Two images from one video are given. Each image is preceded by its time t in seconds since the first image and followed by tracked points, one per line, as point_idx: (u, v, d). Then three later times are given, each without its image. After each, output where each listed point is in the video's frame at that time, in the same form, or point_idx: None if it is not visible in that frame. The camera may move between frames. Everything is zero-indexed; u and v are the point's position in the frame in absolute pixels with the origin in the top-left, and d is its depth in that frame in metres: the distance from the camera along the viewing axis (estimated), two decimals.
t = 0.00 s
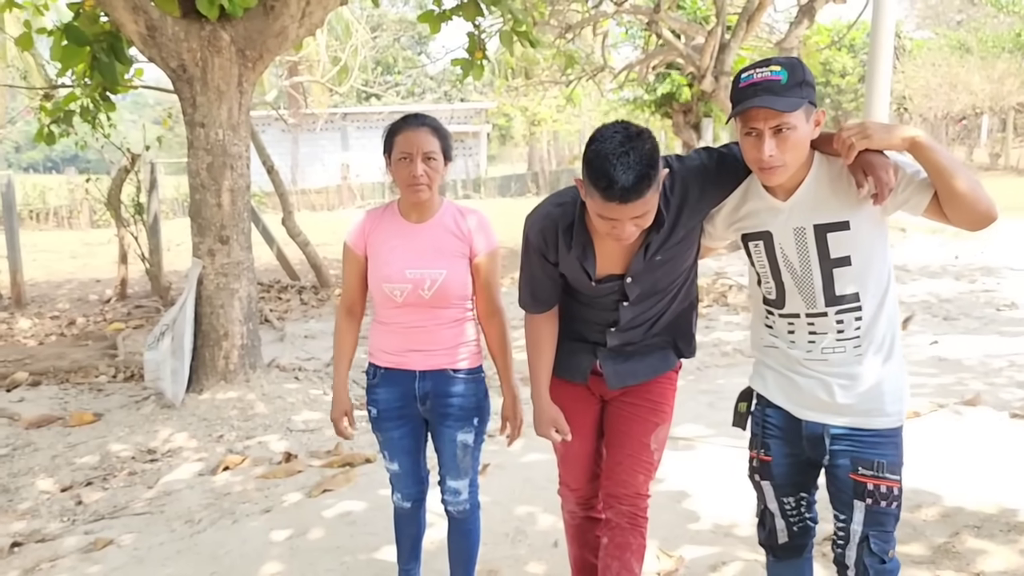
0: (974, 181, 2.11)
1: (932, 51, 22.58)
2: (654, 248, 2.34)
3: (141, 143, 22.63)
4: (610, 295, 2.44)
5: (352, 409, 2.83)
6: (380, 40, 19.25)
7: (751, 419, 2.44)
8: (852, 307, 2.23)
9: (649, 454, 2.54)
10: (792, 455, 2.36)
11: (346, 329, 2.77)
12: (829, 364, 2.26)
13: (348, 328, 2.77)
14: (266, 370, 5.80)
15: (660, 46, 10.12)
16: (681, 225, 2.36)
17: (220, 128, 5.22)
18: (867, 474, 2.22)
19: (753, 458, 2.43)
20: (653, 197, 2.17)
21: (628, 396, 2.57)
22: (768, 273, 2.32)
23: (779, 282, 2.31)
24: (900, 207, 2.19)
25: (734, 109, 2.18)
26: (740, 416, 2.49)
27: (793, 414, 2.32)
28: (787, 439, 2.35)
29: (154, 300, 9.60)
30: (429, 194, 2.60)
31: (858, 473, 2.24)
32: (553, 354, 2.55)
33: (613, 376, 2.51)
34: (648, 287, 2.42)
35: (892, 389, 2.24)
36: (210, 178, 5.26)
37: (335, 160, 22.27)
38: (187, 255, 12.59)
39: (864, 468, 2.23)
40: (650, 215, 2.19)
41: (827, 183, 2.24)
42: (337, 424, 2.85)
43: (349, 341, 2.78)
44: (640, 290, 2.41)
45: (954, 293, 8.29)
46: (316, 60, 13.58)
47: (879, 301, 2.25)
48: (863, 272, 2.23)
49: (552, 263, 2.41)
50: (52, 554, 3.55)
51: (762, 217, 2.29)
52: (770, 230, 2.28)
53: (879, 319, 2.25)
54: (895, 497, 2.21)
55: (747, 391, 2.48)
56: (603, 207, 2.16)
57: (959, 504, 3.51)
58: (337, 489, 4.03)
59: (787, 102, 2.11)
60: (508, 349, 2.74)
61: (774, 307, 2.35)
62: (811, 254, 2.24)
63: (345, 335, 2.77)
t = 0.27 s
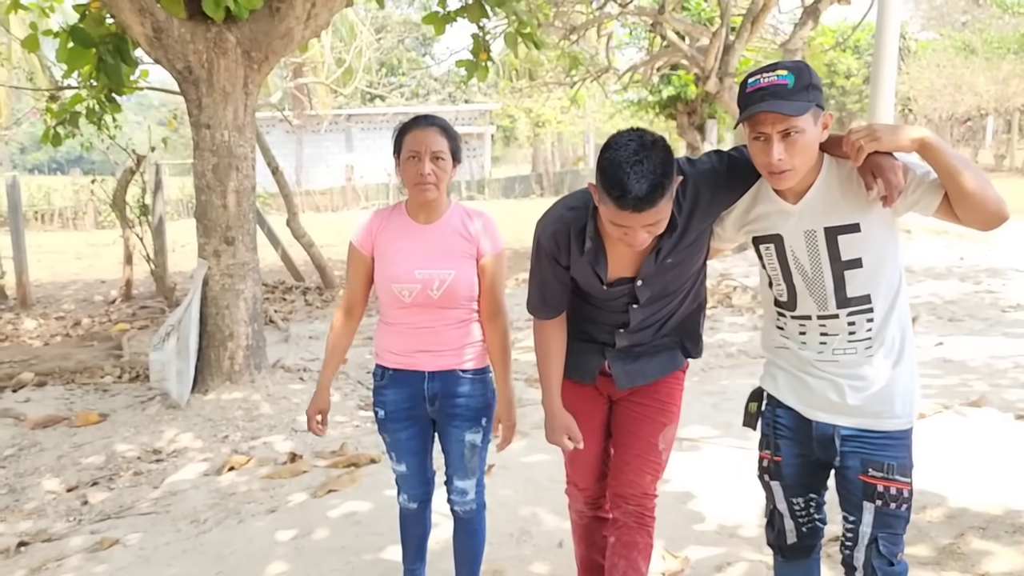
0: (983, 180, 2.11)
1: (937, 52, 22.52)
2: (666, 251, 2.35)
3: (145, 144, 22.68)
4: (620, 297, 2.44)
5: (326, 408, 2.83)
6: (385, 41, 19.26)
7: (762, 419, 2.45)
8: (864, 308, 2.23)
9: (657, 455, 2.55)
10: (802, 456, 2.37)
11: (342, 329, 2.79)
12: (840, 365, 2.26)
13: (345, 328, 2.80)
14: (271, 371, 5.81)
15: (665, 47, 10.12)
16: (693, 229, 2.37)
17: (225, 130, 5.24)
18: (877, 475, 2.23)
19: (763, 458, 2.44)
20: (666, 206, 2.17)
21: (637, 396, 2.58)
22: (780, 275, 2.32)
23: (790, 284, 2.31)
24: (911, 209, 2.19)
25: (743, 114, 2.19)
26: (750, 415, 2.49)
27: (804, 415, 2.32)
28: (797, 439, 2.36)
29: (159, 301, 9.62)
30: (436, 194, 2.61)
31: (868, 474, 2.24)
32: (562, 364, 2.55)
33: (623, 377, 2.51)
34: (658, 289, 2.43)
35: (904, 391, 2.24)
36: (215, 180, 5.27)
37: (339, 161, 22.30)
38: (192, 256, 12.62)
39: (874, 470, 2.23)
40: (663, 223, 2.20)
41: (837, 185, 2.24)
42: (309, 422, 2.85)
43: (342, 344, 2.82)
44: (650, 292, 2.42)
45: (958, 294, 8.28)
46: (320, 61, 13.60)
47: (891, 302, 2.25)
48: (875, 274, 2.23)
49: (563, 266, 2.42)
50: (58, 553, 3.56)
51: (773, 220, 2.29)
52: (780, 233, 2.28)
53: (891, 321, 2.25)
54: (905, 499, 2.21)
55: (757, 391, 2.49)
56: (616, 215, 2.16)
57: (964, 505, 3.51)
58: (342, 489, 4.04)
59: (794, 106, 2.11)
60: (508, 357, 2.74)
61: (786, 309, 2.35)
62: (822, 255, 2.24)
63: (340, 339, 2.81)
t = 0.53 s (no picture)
0: (992, 180, 2.10)
1: (940, 53, 22.48)
2: (670, 250, 2.33)
3: (147, 145, 22.71)
4: (623, 296, 2.43)
5: (352, 411, 2.83)
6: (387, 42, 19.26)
7: (766, 419, 2.44)
8: (870, 308, 2.22)
9: (659, 454, 2.54)
10: (808, 456, 2.36)
11: (357, 332, 2.78)
12: (846, 365, 2.25)
13: (356, 332, 2.78)
14: (273, 371, 5.81)
15: (667, 48, 10.10)
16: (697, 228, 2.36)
17: (227, 130, 5.23)
18: (883, 475, 2.22)
19: (768, 458, 2.43)
20: (673, 207, 2.16)
21: (639, 395, 2.57)
22: (786, 276, 2.31)
23: (796, 284, 2.30)
24: (918, 208, 2.18)
25: (750, 114, 2.18)
26: (753, 415, 2.49)
27: (809, 414, 2.31)
28: (803, 439, 2.34)
29: (161, 301, 9.62)
30: (436, 191, 2.60)
31: (874, 474, 2.23)
32: (562, 364, 2.54)
33: (627, 375, 2.51)
34: (661, 288, 2.42)
35: (909, 390, 2.23)
36: (217, 180, 5.27)
37: (341, 162, 22.31)
38: (193, 256, 12.63)
39: (880, 470, 2.22)
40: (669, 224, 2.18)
41: (844, 184, 2.23)
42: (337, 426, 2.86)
43: (358, 348, 2.79)
44: (654, 291, 2.41)
45: (961, 295, 8.26)
46: (322, 62, 13.60)
47: (897, 302, 2.24)
48: (882, 274, 2.22)
49: (567, 264, 2.41)
50: (59, 553, 3.56)
51: (779, 219, 2.28)
52: (786, 232, 2.27)
53: (897, 321, 2.24)
54: (911, 499, 2.20)
55: (761, 390, 2.48)
56: (624, 214, 2.15)
57: (967, 506, 3.49)
58: (343, 489, 4.03)
59: (802, 107, 2.10)
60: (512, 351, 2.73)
61: (791, 309, 2.34)
62: (829, 255, 2.23)
63: (353, 342, 2.79)
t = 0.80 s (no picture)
0: (994, 178, 2.08)
1: (942, 53, 22.46)
2: (669, 251, 2.33)
3: (148, 146, 22.71)
4: (620, 297, 2.42)
5: (360, 414, 2.83)
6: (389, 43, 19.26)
7: (766, 419, 2.43)
8: (872, 309, 2.21)
9: (659, 454, 2.54)
10: (809, 456, 2.35)
11: (358, 333, 2.77)
12: (848, 365, 2.24)
13: (359, 332, 2.78)
14: (273, 372, 5.81)
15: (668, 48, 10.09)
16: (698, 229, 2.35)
17: (227, 130, 5.23)
18: (885, 476, 2.21)
19: (768, 459, 2.42)
20: (673, 209, 2.15)
21: (638, 395, 2.56)
22: (787, 276, 2.30)
23: (797, 284, 2.29)
24: (919, 207, 2.17)
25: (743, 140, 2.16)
26: (755, 416, 2.48)
27: (811, 415, 2.30)
28: (804, 440, 2.34)
29: (161, 302, 9.61)
30: (437, 190, 2.59)
31: (876, 476, 2.22)
32: (554, 360, 2.54)
33: (626, 376, 2.50)
34: (660, 289, 2.41)
35: (911, 391, 2.22)
36: (217, 180, 5.26)
37: (342, 163, 22.30)
38: (194, 257, 12.64)
39: (882, 471, 2.21)
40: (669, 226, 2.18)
41: (844, 184, 2.22)
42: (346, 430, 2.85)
43: (359, 347, 2.79)
44: (652, 291, 2.40)
45: (962, 296, 8.25)
46: (323, 63, 13.59)
47: (899, 302, 2.23)
48: (883, 274, 2.21)
49: (566, 265, 2.40)
50: (59, 554, 3.55)
51: (780, 220, 2.27)
52: (787, 234, 2.26)
53: (898, 321, 2.23)
54: (913, 500, 2.19)
55: (761, 391, 2.47)
56: (624, 216, 2.14)
57: (969, 508, 3.48)
58: (343, 490, 4.03)
59: (791, 138, 2.07)
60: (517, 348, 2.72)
61: (793, 309, 2.33)
62: (830, 255, 2.22)
63: (356, 341, 2.78)
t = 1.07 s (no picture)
0: (986, 181, 2.08)
1: (941, 54, 22.46)
2: (661, 251, 2.33)
3: (149, 146, 22.72)
4: (615, 297, 2.43)
5: (341, 414, 2.83)
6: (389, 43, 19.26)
7: (764, 419, 2.43)
8: (867, 311, 2.21)
9: (656, 455, 2.54)
10: (805, 457, 2.35)
11: (354, 333, 2.77)
12: (843, 367, 2.25)
13: (354, 332, 2.77)
14: (272, 372, 5.81)
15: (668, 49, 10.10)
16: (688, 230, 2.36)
17: (226, 131, 5.23)
18: (879, 478, 2.21)
19: (765, 459, 2.42)
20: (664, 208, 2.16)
21: (633, 396, 2.56)
22: (781, 279, 2.30)
23: (791, 287, 2.29)
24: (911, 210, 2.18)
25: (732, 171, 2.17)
26: (751, 416, 2.48)
27: (807, 417, 2.30)
28: (800, 440, 2.34)
29: (161, 302, 9.61)
30: (441, 194, 2.59)
31: (870, 477, 2.22)
32: (552, 361, 2.54)
33: (621, 377, 2.50)
34: (652, 290, 2.42)
35: (906, 392, 2.22)
36: (216, 181, 5.27)
37: (342, 163, 22.31)
38: (194, 258, 12.64)
39: (876, 473, 2.21)
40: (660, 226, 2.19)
41: (837, 189, 2.22)
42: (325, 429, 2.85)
43: (353, 346, 2.79)
44: (645, 292, 2.41)
45: (961, 296, 8.25)
46: (323, 64, 13.59)
47: (894, 304, 2.23)
48: (877, 276, 2.20)
49: (559, 264, 2.40)
50: (58, 554, 3.55)
51: (773, 224, 2.26)
52: (780, 237, 2.26)
53: (894, 322, 2.22)
54: (908, 502, 2.19)
55: (760, 391, 2.47)
56: (616, 216, 2.15)
57: (967, 509, 3.48)
58: (342, 491, 4.03)
59: (779, 177, 2.08)
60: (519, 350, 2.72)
61: (788, 312, 2.33)
62: (823, 258, 2.22)
63: (348, 340, 2.78)
